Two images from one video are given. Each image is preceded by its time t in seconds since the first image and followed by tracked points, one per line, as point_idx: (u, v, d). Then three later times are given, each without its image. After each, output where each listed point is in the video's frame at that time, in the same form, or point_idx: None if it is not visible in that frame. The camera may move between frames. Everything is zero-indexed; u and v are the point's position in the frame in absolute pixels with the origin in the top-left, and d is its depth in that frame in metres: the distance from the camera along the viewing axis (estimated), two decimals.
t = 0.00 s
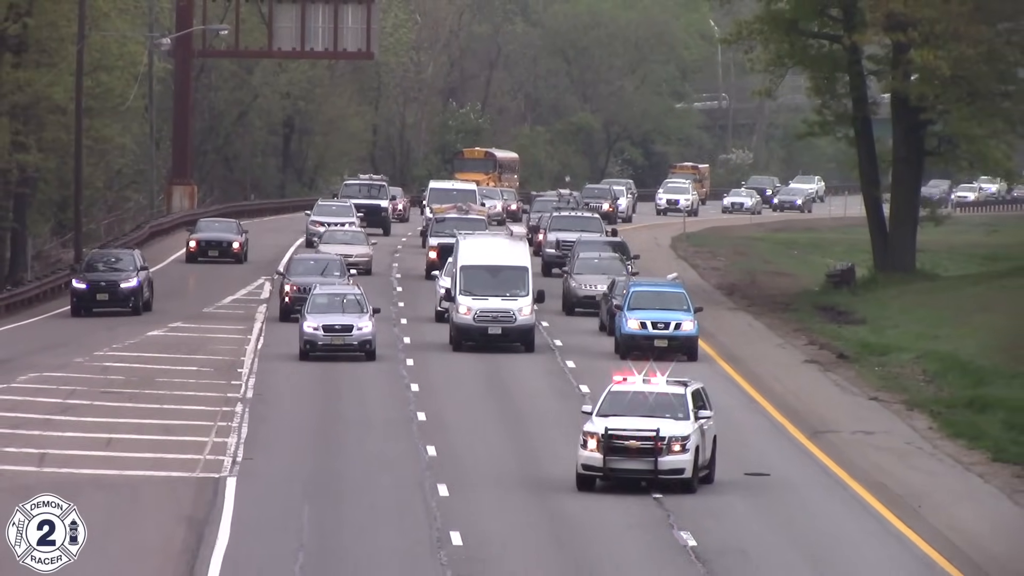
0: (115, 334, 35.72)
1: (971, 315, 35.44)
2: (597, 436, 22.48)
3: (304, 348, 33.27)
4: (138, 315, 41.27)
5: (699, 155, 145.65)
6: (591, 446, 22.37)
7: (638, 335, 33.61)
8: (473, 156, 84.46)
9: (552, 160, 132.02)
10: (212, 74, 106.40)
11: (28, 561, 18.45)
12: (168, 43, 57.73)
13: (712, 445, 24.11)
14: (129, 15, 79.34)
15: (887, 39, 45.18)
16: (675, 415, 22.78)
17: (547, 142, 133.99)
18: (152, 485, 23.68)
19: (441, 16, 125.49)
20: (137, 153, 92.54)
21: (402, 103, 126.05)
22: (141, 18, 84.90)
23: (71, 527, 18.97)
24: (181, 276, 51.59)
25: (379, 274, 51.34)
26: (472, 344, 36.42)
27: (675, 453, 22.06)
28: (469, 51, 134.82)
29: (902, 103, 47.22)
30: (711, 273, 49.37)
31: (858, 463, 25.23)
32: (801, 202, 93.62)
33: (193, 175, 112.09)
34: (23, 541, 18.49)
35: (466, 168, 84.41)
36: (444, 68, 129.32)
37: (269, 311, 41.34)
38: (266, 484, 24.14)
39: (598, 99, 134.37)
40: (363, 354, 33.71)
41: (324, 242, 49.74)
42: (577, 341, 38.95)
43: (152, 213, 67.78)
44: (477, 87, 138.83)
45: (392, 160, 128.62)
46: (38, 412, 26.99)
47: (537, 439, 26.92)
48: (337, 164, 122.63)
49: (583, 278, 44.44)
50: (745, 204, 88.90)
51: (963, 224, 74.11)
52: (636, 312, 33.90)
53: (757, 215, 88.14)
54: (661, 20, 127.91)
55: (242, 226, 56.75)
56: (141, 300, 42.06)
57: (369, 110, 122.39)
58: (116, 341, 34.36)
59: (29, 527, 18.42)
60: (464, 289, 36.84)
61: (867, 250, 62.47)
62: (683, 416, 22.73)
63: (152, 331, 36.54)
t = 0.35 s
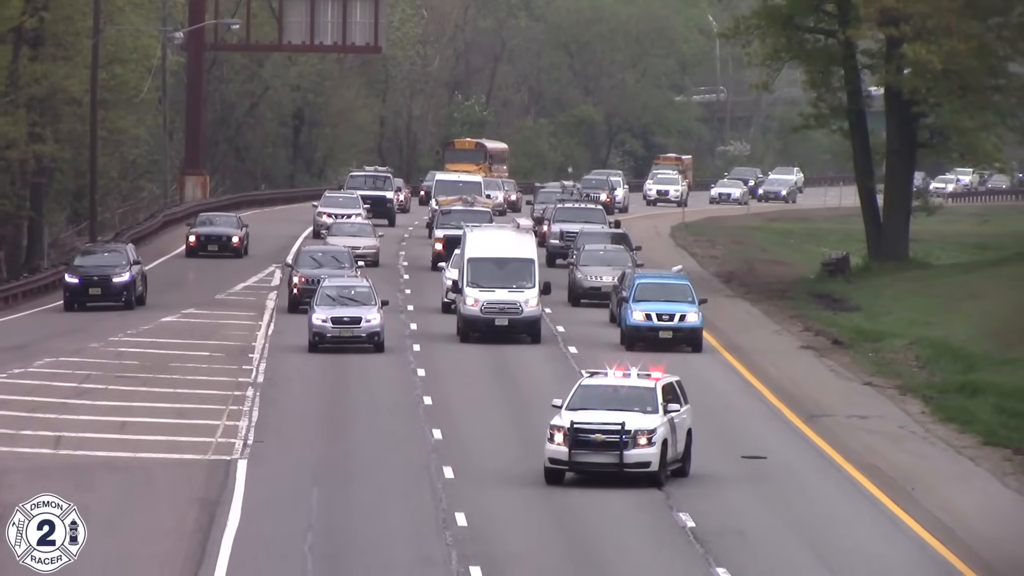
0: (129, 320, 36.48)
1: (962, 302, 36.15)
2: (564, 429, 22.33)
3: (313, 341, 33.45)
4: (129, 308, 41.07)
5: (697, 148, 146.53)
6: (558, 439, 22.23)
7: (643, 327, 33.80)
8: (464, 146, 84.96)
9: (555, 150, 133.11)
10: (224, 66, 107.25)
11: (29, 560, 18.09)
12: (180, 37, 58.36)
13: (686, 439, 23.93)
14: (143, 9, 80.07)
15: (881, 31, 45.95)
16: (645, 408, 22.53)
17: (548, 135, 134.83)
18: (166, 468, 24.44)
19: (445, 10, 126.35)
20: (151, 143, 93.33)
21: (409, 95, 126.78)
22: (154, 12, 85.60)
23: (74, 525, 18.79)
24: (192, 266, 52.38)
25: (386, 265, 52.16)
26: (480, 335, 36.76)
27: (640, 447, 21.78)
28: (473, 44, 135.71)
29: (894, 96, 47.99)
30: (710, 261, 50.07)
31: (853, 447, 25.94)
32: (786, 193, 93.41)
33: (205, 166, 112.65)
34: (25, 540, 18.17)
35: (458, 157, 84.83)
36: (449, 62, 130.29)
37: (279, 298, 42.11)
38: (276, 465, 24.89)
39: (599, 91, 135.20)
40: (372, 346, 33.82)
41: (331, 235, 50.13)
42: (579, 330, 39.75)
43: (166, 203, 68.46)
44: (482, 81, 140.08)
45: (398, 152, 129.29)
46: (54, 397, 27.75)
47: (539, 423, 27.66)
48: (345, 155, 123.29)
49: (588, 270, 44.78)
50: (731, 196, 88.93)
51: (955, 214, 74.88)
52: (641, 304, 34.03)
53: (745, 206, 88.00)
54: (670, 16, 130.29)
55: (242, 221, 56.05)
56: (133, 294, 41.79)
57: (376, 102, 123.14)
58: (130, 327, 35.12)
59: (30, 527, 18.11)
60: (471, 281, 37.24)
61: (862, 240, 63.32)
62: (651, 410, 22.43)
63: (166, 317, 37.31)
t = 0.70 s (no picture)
0: (145, 311, 37.35)
1: (957, 293, 36.83)
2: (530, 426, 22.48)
3: (323, 336, 33.68)
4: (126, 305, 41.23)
5: (699, 141, 147.23)
6: (524, 436, 22.37)
7: (651, 320, 33.90)
8: (458, 140, 85.93)
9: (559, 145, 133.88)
10: (238, 62, 108.10)
11: (29, 559, 17.39)
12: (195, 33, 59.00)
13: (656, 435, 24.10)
14: (158, 7, 80.81)
15: (877, 28, 46.54)
16: (613, 405, 22.69)
17: (554, 130, 135.45)
18: (182, 452, 25.20)
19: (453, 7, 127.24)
20: (168, 137, 94.29)
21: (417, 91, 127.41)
22: (170, 10, 86.41)
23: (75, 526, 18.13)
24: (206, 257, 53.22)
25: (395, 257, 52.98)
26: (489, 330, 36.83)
27: (604, 444, 21.96)
28: (480, 41, 136.45)
29: (890, 92, 48.71)
30: (710, 253, 50.70)
31: (850, 433, 26.64)
32: (775, 185, 92.94)
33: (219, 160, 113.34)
34: (24, 541, 17.41)
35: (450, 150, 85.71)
36: (457, 57, 131.08)
37: (291, 289, 42.96)
38: (288, 451, 25.60)
39: (604, 87, 136.63)
40: (383, 341, 34.06)
41: (342, 231, 50.63)
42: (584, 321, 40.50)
43: (183, 195, 69.23)
44: (490, 77, 138.93)
45: (408, 146, 130.03)
46: (72, 384, 28.57)
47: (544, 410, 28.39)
48: (355, 150, 123.95)
49: (596, 264, 45.06)
50: (722, 187, 88.90)
51: (949, 207, 75.47)
52: (649, 298, 34.14)
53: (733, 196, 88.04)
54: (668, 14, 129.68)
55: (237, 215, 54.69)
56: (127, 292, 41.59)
57: (386, 97, 123.79)
58: (146, 317, 35.97)
59: (30, 527, 17.36)
60: (480, 275, 37.34)
61: (861, 232, 64.03)
62: (616, 406, 22.60)
63: (181, 308, 38.16)
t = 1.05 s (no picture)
0: (160, 304, 38.36)
1: (950, 282, 37.59)
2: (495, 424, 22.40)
3: (333, 332, 34.04)
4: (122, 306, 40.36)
5: (700, 134, 148.17)
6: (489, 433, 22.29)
7: (658, 316, 34.10)
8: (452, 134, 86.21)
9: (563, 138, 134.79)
10: (249, 61, 108.99)
11: (29, 560, 16.82)
12: (208, 32, 59.77)
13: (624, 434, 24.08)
14: (171, 7, 81.83)
15: (872, 26, 47.29)
16: (578, 403, 22.66)
17: (558, 123, 136.38)
18: (197, 439, 25.99)
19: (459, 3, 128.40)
20: (182, 133, 95.43)
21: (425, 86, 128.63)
22: (183, 10, 87.46)
23: (75, 526, 17.56)
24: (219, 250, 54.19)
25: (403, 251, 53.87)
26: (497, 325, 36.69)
27: (568, 440, 21.88)
28: (486, 40, 136.79)
29: (885, 86, 49.48)
30: (710, 244, 51.48)
31: (848, 419, 27.39)
32: (762, 178, 93.61)
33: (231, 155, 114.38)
34: (25, 540, 16.81)
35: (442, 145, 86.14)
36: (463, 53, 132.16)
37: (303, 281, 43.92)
38: (300, 437, 26.37)
39: (606, 82, 137.77)
40: (391, 337, 34.31)
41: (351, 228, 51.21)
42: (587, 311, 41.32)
43: (196, 191, 70.10)
44: (496, 73, 139.11)
45: (416, 141, 131.03)
46: (90, 373, 29.49)
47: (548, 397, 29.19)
48: (364, 145, 124.90)
49: (604, 259, 44.25)
50: (712, 181, 89.20)
51: (942, 198, 76.35)
52: (655, 294, 34.31)
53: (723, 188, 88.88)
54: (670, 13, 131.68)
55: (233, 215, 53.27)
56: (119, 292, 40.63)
57: (394, 94, 124.82)
58: (161, 310, 36.99)
59: (30, 527, 16.73)
60: (488, 271, 37.19)
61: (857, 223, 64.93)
62: (582, 404, 22.54)
63: (195, 300, 39.18)
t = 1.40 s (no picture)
0: (170, 296, 39.34)
1: (941, 274, 38.35)
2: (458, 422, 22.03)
3: (338, 329, 34.09)
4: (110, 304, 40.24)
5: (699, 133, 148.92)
6: (452, 432, 21.93)
7: (660, 312, 34.19)
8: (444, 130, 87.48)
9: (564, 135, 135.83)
10: (259, 58, 110.81)
11: (29, 560, 17.62)
12: (219, 31, 60.63)
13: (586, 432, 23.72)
14: (181, 5, 82.95)
15: (865, 24, 48.26)
16: (542, 401, 22.32)
17: (561, 122, 137.33)
18: (208, 427, 26.75)
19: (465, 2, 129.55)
20: (193, 128, 96.64)
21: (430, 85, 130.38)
22: (195, 8, 88.38)
23: (75, 525, 18.44)
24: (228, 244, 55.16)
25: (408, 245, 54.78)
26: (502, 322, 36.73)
27: (533, 440, 21.53)
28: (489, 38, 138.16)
29: (877, 83, 50.34)
30: (707, 237, 52.26)
31: (843, 408, 28.09)
32: (748, 174, 94.35)
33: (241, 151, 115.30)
34: (24, 541, 17.72)
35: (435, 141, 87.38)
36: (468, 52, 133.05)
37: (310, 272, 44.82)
38: (307, 426, 27.10)
39: (607, 79, 139.11)
40: (396, 333, 34.36)
41: (358, 224, 51.80)
42: (588, 305, 42.08)
43: (206, 185, 70.99)
44: (499, 70, 141.42)
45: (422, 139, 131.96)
46: (103, 363, 30.36)
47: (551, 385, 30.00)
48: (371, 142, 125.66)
49: (608, 256, 44.53)
50: (701, 175, 89.24)
51: (935, 192, 77.17)
52: (657, 290, 34.36)
53: (711, 184, 88.83)
54: (668, 11, 134.55)
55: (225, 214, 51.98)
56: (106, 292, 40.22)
57: (400, 91, 125.70)
58: (172, 302, 37.97)
59: (30, 527, 17.71)
60: (493, 268, 37.17)
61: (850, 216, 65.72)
62: (546, 402, 22.18)
63: (205, 291, 40.15)
